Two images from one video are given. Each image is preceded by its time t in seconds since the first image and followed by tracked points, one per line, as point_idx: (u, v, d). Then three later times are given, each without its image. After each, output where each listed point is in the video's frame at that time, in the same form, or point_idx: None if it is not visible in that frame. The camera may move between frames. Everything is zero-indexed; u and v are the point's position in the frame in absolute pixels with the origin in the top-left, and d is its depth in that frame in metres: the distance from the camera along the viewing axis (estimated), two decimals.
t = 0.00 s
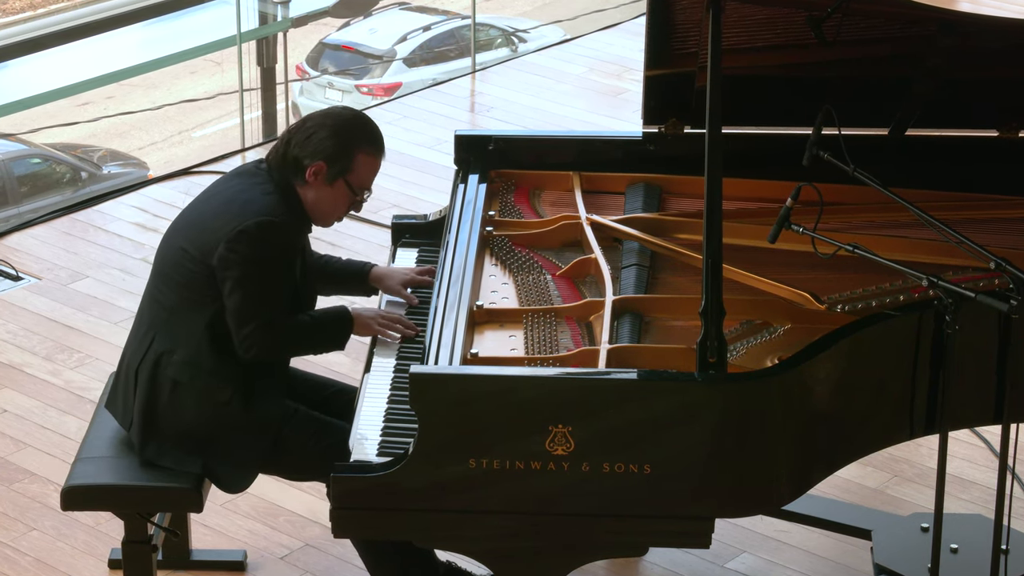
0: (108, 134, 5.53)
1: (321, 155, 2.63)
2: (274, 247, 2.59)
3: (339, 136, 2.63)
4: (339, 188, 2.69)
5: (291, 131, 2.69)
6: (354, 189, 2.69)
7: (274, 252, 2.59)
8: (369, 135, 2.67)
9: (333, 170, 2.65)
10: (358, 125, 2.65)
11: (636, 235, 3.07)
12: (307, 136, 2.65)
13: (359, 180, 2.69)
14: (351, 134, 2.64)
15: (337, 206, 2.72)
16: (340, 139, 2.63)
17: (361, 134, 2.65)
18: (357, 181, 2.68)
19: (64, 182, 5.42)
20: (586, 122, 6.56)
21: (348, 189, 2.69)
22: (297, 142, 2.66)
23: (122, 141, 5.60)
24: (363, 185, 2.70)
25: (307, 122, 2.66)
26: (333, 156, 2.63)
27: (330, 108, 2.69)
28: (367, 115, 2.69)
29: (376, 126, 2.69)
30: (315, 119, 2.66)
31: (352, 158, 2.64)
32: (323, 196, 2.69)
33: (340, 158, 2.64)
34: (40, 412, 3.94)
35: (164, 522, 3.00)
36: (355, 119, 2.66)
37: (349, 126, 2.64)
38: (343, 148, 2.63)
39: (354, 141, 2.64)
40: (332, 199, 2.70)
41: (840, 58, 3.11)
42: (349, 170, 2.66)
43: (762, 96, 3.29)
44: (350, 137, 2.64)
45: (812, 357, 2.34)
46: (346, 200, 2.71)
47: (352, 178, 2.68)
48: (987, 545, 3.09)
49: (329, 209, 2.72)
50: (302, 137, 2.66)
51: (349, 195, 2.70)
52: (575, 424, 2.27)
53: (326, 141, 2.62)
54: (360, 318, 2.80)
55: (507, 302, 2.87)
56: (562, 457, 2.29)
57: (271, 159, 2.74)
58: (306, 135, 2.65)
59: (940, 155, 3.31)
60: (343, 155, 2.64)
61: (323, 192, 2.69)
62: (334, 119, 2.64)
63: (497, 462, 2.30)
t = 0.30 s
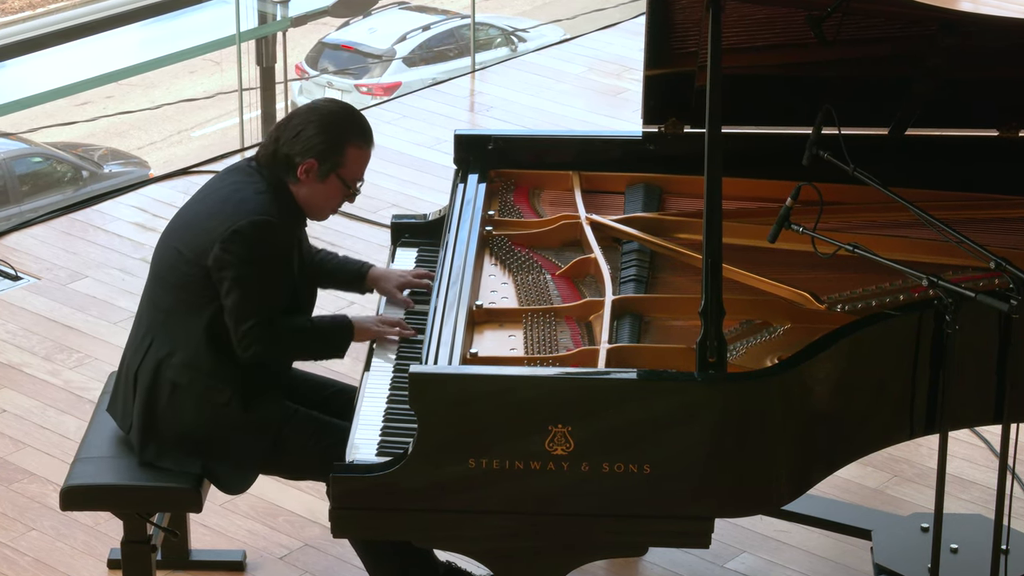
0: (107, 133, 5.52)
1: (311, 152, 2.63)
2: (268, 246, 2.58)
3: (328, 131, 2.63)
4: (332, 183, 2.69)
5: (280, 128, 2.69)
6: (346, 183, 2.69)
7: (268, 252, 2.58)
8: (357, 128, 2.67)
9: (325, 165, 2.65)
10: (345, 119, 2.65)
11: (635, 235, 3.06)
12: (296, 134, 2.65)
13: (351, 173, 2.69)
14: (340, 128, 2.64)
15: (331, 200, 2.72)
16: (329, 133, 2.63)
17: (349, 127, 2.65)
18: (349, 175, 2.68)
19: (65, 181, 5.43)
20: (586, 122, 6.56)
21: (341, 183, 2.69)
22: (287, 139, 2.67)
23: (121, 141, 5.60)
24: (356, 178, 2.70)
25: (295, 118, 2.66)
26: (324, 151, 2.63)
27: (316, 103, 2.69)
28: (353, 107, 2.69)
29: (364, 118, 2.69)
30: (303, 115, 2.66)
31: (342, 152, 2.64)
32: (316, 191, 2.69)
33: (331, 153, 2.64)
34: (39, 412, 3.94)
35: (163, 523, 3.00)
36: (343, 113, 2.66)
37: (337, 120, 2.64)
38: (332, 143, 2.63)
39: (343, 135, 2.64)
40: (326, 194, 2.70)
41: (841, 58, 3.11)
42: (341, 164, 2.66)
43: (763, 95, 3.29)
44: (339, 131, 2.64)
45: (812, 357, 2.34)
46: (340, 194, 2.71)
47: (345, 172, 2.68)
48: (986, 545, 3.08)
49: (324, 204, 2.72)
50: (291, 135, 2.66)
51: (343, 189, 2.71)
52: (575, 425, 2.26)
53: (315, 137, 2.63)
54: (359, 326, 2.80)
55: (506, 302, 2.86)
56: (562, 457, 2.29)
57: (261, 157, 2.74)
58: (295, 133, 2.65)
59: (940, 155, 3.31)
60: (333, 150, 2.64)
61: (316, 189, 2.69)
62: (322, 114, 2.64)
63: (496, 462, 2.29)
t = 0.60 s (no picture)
0: (106, 133, 5.52)
1: (305, 161, 2.62)
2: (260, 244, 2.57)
3: (319, 138, 2.60)
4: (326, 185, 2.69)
5: (268, 135, 2.65)
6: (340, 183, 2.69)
7: (262, 251, 2.57)
8: (346, 127, 2.65)
9: (319, 169, 2.64)
10: (334, 121, 2.62)
11: (635, 235, 3.06)
12: (287, 143, 2.62)
13: (343, 172, 2.69)
14: (331, 133, 2.61)
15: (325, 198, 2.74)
16: (320, 140, 2.60)
17: (339, 129, 2.63)
18: (342, 175, 2.68)
19: (65, 180, 5.44)
20: (585, 121, 6.55)
21: (335, 183, 2.69)
22: (277, 148, 2.64)
23: (120, 141, 5.59)
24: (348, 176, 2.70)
25: (282, 125, 2.62)
26: (317, 159, 2.62)
27: (299, 104, 2.64)
28: (340, 107, 2.66)
29: (348, 114, 2.66)
30: (290, 121, 2.61)
31: (335, 157, 2.63)
32: (311, 193, 2.70)
33: (324, 160, 2.63)
34: (38, 412, 3.93)
35: (161, 523, 2.99)
36: (330, 115, 2.62)
37: (327, 125, 2.61)
38: (324, 149, 2.61)
39: (335, 138, 2.62)
40: (320, 195, 2.71)
41: (840, 58, 3.10)
42: (334, 167, 2.66)
43: (762, 95, 3.29)
44: (331, 137, 2.61)
45: (813, 357, 2.34)
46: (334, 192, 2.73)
47: (338, 174, 2.68)
48: (986, 545, 3.08)
49: (318, 202, 2.74)
50: (281, 143, 2.63)
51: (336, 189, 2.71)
52: (574, 425, 2.26)
53: (307, 146, 2.60)
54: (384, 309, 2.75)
55: (506, 302, 2.86)
56: (561, 457, 2.28)
57: (248, 161, 2.71)
58: (285, 142, 2.62)
59: (940, 155, 3.30)
60: (326, 156, 2.62)
61: (310, 191, 2.69)
62: (311, 121, 2.60)
63: (495, 462, 2.29)
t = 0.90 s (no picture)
0: (106, 133, 5.52)
1: (291, 160, 2.59)
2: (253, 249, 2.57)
3: (304, 137, 2.58)
4: (312, 184, 2.67)
5: (252, 137, 2.63)
6: (327, 182, 2.67)
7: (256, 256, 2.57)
8: (331, 125, 2.63)
9: (305, 168, 2.62)
10: (320, 119, 2.60)
11: (635, 235, 3.06)
12: (271, 144, 2.59)
13: (330, 171, 2.67)
14: (315, 131, 2.59)
15: (313, 197, 2.71)
16: (305, 139, 2.58)
17: (323, 127, 2.61)
18: (329, 173, 2.66)
19: (65, 180, 5.44)
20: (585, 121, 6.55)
21: (322, 182, 2.67)
22: (261, 149, 2.61)
23: (120, 140, 5.59)
24: (335, 175, 2.68)
25: (266, 126, 2.60)
26: (303, 158, 2.60)
27: (282, 104, 2.62)
28: (324, 104, 2.64)
29: (333, 112, 2.64)
30: (274, 122, 2.59)
31: (321, 155, 2.61)
32: (299, 194, 2.67)
33: (309, 158, 2.60)
34: (37, 412, 3.93)
35: (161, 522, 2.99)
36: (314, 113, 2.60)
37: (311, 123, 2.59)
38: (311, 147, 2.59)
39: (321, 136, 2.61)
40: (308, 195, 2.68)
41: (840, 57, 3.10)
42: (320, 166, 2.63)
43: (762, 95, 3.28)
44: (316, 135, 2.59)
45: (813, 357, 2.33)
46: (322, 191, 2.70)
47: (325, 172, 2.65)
48: (986, 545, 3.08)
49: (307, 202, 2.71)
50: (265, 144, 2.60)
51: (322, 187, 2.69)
52: (574, 425, 2.25)
53: (292, 145, 2.58)
54: (380, 324, 2.78)
55: (506, 302, 2.86)
56: (561, 457, 2.28)
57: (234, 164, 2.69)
58: (270, 143, 2.59)
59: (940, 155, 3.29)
60: (312, 155, 2.60)
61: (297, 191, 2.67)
62: (294, 120, 2.58)
63: (495, 461, 2.29)
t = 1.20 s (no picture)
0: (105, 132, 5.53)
1: (256, 145, 2.59)
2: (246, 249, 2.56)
3: (270, 123, 2.57)
4: (284, 177, 2.62)
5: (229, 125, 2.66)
6: (296, 174, 2.62)
7: (249, 255, 2.56)
8: (305, 116, 2.60)
9: (273, 157, 2.59)
10: (287, 106, 2.58)
11: (635, 235, 3.05)
12: (240, 128, 2.61)
13: (302, 164, 2.61)
14: (282, 119, 2.57)
15: (290, 194, 2.65)
16: (271, 124, 2.57)
17: (293, 116, 2.58)
18: (298, 165, 2.61)
19: (65, 179, 5.43)
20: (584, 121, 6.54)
21: (292, 175, 2.62)
22: (233, 135, 2.63)
23: (119, 140, 5.59)
24: (307, 168, 2.63)
25: (239, 113, 2.63)
26: (268, 144, 2.58)
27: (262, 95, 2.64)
28: (302, 99, 2.62)
29: (310, 106, 2.62)
30: (246, 109, 2.62)
31: (286, 143, 2.58)
32: (272, 186, 2.63)
33: (274, 145, 2.58)
34: (37, 412, 3.93)
35: (160, 522, 2.99)
36: (286, 102, 2.59)
37: (280, 111, 2.58)
38: (275, 133, 2.57)
39: (287, 123, 2.58)
40: (281, 188, 2.64)
41: (840, 57, 3.10)
42: (288, 155, 2.59)
43: (762, 94, 3.28)
44: (282, 122, 2.57)
45: (813, 357, 2.33)
46: (296, 186, 2.64)
47: (294, 163, 2.60)
48: (986, 545, 3.07)
49: (283, 199, 2.66)
50: (237, 130, 2.62)
51: (295, 181, 2.63)
52: (574, 424, 2.25)
53: (257, 130, 2.58)
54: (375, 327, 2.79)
55: (505, 301, 2.85)
56: (560, 457, 2.28)
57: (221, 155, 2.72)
58: (239, 127, 2.61)
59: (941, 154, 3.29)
60: (277, 142, 2.57)
61: (270, 183, 2.63)
62: (262, 106, 2.58)
63: (495, 461, 2.28)
